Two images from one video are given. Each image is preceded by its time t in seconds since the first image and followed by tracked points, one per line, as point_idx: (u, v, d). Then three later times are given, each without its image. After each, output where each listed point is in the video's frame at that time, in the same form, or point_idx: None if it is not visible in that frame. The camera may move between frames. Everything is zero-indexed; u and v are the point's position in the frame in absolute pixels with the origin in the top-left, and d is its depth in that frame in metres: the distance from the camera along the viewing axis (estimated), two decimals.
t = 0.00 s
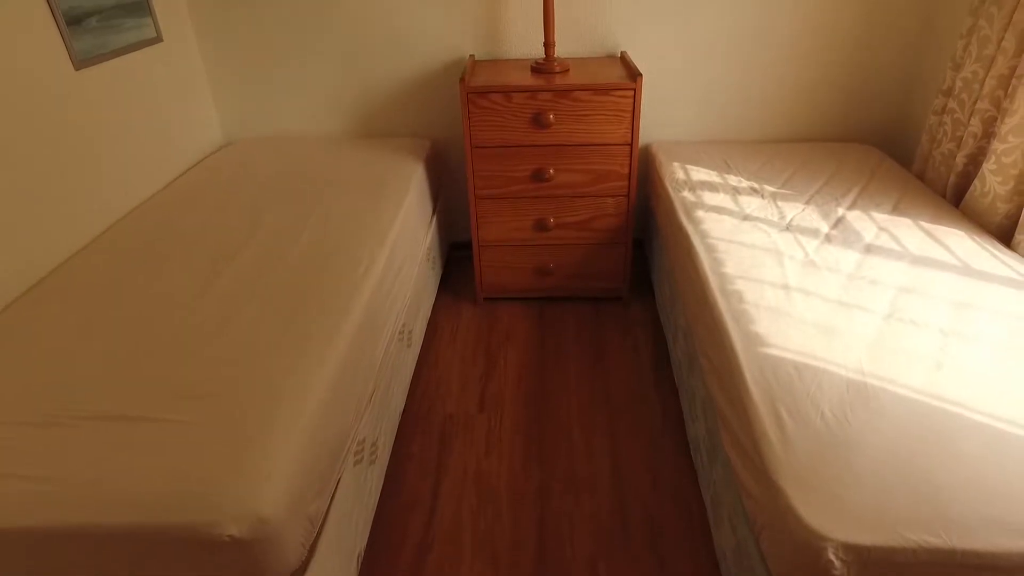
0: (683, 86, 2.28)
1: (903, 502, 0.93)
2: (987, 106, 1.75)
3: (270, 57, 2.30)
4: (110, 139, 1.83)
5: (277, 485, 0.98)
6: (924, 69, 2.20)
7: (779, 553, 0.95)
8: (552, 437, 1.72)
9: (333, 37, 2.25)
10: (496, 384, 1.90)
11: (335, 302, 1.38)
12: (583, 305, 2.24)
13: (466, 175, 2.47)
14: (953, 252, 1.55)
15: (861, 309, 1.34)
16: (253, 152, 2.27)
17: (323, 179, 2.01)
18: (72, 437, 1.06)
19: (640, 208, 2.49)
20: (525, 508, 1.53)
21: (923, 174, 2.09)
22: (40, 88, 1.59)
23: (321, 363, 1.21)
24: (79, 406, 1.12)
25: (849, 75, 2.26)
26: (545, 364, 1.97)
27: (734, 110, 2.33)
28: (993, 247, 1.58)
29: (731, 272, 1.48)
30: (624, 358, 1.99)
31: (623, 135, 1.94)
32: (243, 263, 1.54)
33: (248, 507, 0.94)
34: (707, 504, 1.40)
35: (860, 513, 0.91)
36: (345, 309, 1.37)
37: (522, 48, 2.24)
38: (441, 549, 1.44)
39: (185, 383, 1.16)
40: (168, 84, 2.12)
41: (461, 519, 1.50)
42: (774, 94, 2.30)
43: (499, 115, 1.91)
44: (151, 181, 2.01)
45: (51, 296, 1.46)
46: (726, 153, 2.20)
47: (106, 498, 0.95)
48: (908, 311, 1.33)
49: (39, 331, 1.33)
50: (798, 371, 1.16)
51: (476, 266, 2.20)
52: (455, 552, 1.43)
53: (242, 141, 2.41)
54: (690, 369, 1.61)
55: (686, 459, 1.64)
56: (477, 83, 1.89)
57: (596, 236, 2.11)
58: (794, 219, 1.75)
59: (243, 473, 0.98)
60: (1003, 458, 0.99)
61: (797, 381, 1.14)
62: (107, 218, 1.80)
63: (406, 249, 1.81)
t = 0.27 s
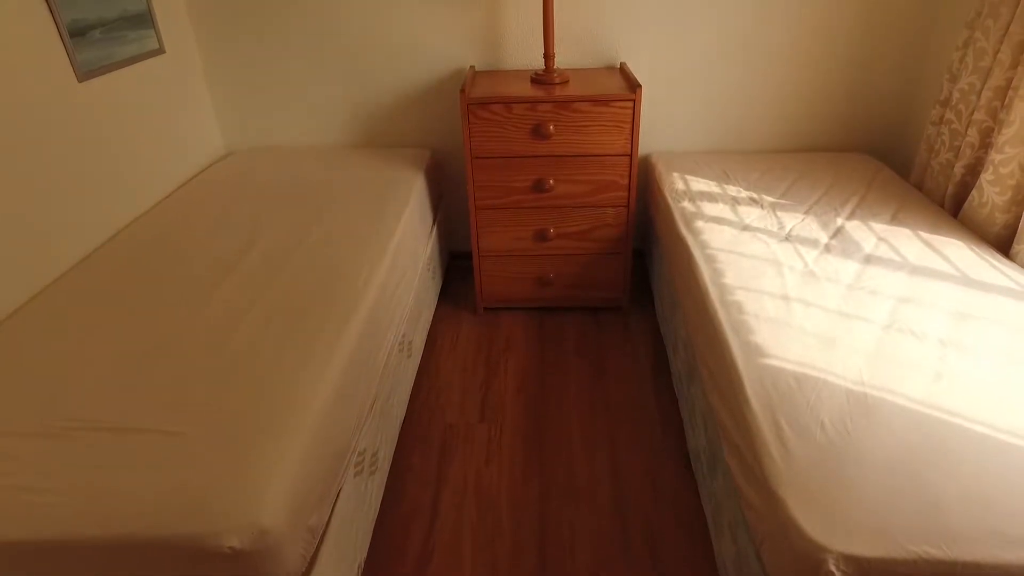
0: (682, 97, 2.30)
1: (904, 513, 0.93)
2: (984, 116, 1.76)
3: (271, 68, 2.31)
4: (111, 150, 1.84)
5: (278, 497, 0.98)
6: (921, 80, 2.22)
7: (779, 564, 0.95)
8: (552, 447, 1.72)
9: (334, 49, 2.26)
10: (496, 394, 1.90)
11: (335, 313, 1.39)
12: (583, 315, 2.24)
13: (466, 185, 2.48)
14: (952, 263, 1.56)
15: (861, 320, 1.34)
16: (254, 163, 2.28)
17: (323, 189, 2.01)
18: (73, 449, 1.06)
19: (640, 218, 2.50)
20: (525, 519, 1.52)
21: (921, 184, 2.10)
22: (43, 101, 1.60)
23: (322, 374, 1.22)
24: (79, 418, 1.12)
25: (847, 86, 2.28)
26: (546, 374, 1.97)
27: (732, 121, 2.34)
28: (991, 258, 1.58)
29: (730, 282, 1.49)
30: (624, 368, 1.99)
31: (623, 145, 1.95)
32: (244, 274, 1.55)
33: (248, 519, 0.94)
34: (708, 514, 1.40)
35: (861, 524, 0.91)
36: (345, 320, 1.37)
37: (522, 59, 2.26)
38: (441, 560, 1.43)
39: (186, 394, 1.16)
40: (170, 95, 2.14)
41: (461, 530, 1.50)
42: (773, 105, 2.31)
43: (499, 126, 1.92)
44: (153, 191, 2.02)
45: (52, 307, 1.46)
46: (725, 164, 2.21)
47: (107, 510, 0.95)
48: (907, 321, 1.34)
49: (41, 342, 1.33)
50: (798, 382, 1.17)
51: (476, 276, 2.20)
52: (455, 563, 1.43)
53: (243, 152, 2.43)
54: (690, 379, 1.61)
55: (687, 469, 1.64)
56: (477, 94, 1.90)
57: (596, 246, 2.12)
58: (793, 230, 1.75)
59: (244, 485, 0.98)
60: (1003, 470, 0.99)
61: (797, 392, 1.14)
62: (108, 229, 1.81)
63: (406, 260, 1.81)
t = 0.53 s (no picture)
0: (680, 108, 2.31)
1: (904, 526, 0.93)
2: (981, 128, 1.78)
3: (272, 80, 2.33)
4: (113, 161, 1.85)
5: (278, 509, 0.98)
6: (918, 92, 2.23)
7: None
8: (552, 458, 1.72)
9: (335, 60, 2.28)
10: (496, 404, 1.90)
11: (336, 324, 1.39)
12: (582, 325, 2.24)
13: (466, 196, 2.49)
14: (951, 273, 1.57)
15: (860, 331, 1.35)
16: (255, 174, 2.29)
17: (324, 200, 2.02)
18: (73, 461, 1.06)
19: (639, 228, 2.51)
20: (525, 530, 1.52)
21: (919, 195, 2.11)
22: (46, 112, 1.61)
23: (322, 385, 1.22)
24: (80, 430, 1.12)
25: (844, 97, 2.29)
26: (546, 385, 1.97)
27: (731, 132, 2.35)
28: (990, 268, 1.59)
29: (729, 294, 1.49)
30: (624, 379, 1.99)
31: (622, 157, 1.96)
32: (245, 285, 1.55)
33: (248, 532, 0.93)
34: (708, 525, 1.40)
35: (861, 536, 0.91)
36: (346, 331, 1.37)
37: (522, 71, 2.27)
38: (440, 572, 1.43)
39: (186, 406, 1.16)
40: (172, 107, 2.15)
41: (461, 541, 1.50)
42: (771, 116, 2.33)
43: (499, 138, 1.94)
44: (154, 202, 2.03)
45: (53, 318, 1.46)
46: (724, 175, 2.22)
47: (107, 523, 0.95)
48: (906, 332, 1.34)
49: (42, 353, 1.34)
50: (797, 394, 1.17)
51: (476, 287, 2.21)
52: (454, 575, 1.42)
53: (244, 163, 2.44)
54: (689, 390, 1.61)
55: (687, 480, 1.64)
56: (477, 106, 1.91)
57: (596, 257, 2.13)
58: (792, 240, 1.76)
59: (244, 497, 0.98)
60: (1002, 481, 0.99)
61: (796, 403, 1.15)
62: (109, 240, 1.81)
63: (406, 270, 1.82)
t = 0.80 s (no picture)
0: (679, 119, 2.32)
1: (903, 536, 0.93)
2: (977, 138, 1.79)
3: (273, 91, 2.34)
4: (114, 172, 1.86)
5: (277, 519, 0.98)
6: (915, 103, 2.25)
7: None
8: (552, 468, 1.71)
9: (335, 71, 2.30)
10: (496, 414, 1.90)
11: (335, 334, 1.39)
12: (582, 335, 2.25)
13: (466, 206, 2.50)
14: (949, 283, 1.57)
15: (859, 341, 1.35)
16: (255, 184, 2.30)
17: (324, 210, 2.03)
18: (73, 471, 1.06)
19: (638, 238, 2.52)
20: (524, 540, 1.52)
21: (917, 205, 2.12)
22: (48, 123, 1.62)
23: (322, 395, 1.22)
24: (80, 440, 1.12)
25: (842, 108, 2.31)
26: (545, 395, 1.97)
27: (729, 142, 2.37)
28: (988, 278, 1.59)
29: (728, 304, 1.49)
30: (624, 389, 1.99)
31: (621, 167, 1.97)
32: (245, 294, 1.56)
33: (248, 541, 0.94)
34: (708, 536, 1.39)
35: (860, 546, 0.91)
36: (346, 341, 1.38)
37: (521, 82, 2.29)
38: None
39: (186, 415, 1.16)
40: (173, 117, 2.16)
41: (461, 552, 1.49)
42: (769, 127, 2.34)
43: (498, 148, 1.95)
44: (155, 212, 2.03)
45: (53, 328, 1.47)
46: (722, 185, 2.23)
47: (106, 533, 0.95)
48: (905, 342, 1.34)
49: (42, 363, 1.34)
50: (796, 404, 1.17)
51: (475, 297, 2.21)
52: None
53: (244, 173, 2.45)
54: (689, 400, 1.61)
55: (687, 491, 1.63)
56: (477, 117, 1.92)
57: (595, 267, 2.13)
58: (791, 250, 1.77)
59: (243, 507, 0.98)
60: (1002, 491, 0.99)
61: (795, 413, 1.15)
62: (110, 250, 1.82)
63: (406, 280, 1.82)
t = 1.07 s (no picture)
0: (677, 128, 2.34)
1: (903, 545, 0.93)
2: (974, 147, 1.79)
3: (274, 100, 2.35)
4: (115, 181, 1.86)
5: (275, 529, 0.97)
6: (913, 112, 2.26)
7: None
8: (552, 477, 1.71)
9: (335, 81, 2.31)
10: (495, 423, 1.90)
11: (334, 343, 1.40)
12: (582, 344, 2.25)
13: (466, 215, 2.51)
14: (948, 292, 1.57)
15: (858, 349, 1.35)
16: (255, 193, 2.31)
17: (324, 219, 2.03)
18: (71, 481, 1.06)
19: (638, 247, 2.52)
20: (524, 550, 1.51)
21: (915, 213, 2.13)
22: (49, 132, 1.63)
23: (321, 404, 1.22)
24: (78, 450, 1.12)
25: (839, 117, 2.32)
26: (545, 404, 1.97)
27: (727, 152, 2.38)
28: (987, 286, 1.60)
29: (727, 312, 1.50)
30: (623, 398, 1.99)
31: (620, 176, 1.98)
32: (245, 303, 1.56)
33: (245, 552, 0.93)
34: (708, 546, 1.39)
35: (860, 556, 0.91)
36: (345, 350, 1.38)
37: (520, 92, 2.30)
38: None
39: (184, 425, 1.16)
40: (174, 127, 2.17)
41: (460, 561, 1.49)
42: (767, 136, 2.35)
43: (498, 158, 1.95)
44: (154, 221, 2.04)
45: (52, 338, 1.47)
46: (721, 193, 2.24)
47: (103, 543, 0.95)
48: (904, 351, 1.35)
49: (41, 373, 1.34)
50: (796, 413, 1.17)
51: (475, 306, 2.21)
52: None
53: (244, 182, 2.45)
54: (688, 409, 1.61)
55: (687, 500, 1.63)
56: (476, 126, 1.93)
57: (594, 275, 2.14)
58: (790, 259, 1.77)
59: (242, 517, 0.98)
60: (1002, 501, 0.99)
61: (795, 423, 1.15)
62: (109, 259, 1.82)
63: (405, 289, 1.83)
